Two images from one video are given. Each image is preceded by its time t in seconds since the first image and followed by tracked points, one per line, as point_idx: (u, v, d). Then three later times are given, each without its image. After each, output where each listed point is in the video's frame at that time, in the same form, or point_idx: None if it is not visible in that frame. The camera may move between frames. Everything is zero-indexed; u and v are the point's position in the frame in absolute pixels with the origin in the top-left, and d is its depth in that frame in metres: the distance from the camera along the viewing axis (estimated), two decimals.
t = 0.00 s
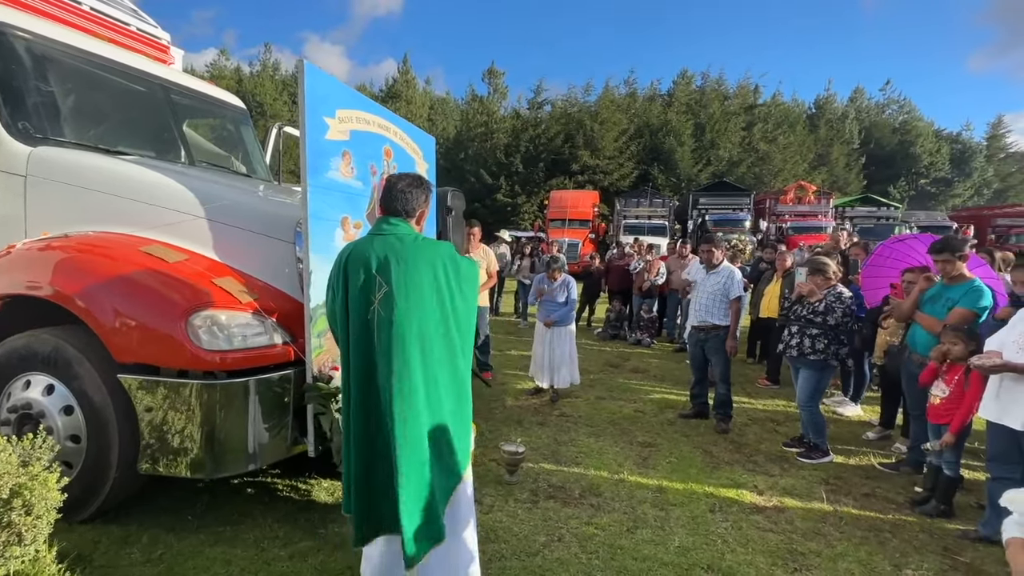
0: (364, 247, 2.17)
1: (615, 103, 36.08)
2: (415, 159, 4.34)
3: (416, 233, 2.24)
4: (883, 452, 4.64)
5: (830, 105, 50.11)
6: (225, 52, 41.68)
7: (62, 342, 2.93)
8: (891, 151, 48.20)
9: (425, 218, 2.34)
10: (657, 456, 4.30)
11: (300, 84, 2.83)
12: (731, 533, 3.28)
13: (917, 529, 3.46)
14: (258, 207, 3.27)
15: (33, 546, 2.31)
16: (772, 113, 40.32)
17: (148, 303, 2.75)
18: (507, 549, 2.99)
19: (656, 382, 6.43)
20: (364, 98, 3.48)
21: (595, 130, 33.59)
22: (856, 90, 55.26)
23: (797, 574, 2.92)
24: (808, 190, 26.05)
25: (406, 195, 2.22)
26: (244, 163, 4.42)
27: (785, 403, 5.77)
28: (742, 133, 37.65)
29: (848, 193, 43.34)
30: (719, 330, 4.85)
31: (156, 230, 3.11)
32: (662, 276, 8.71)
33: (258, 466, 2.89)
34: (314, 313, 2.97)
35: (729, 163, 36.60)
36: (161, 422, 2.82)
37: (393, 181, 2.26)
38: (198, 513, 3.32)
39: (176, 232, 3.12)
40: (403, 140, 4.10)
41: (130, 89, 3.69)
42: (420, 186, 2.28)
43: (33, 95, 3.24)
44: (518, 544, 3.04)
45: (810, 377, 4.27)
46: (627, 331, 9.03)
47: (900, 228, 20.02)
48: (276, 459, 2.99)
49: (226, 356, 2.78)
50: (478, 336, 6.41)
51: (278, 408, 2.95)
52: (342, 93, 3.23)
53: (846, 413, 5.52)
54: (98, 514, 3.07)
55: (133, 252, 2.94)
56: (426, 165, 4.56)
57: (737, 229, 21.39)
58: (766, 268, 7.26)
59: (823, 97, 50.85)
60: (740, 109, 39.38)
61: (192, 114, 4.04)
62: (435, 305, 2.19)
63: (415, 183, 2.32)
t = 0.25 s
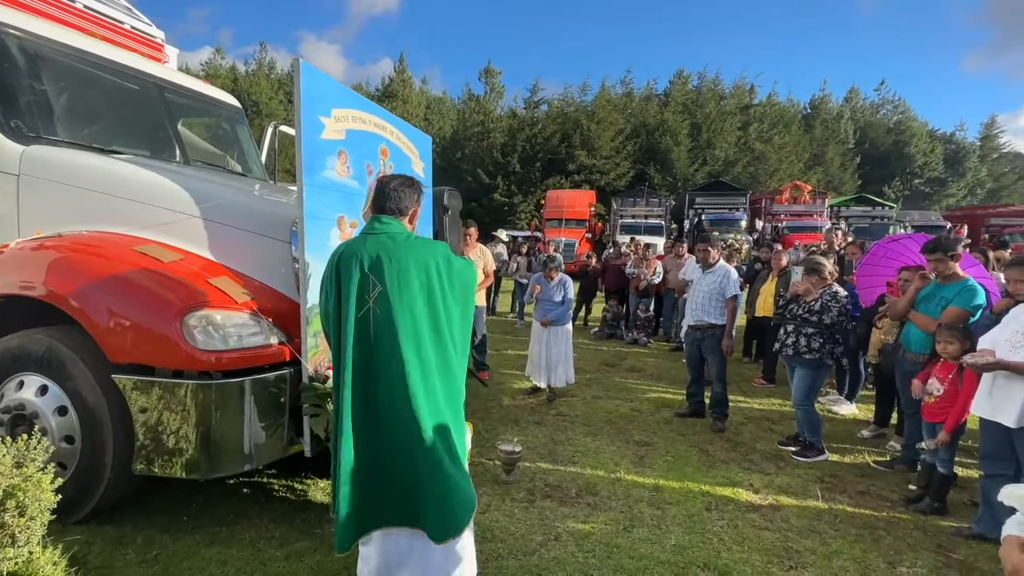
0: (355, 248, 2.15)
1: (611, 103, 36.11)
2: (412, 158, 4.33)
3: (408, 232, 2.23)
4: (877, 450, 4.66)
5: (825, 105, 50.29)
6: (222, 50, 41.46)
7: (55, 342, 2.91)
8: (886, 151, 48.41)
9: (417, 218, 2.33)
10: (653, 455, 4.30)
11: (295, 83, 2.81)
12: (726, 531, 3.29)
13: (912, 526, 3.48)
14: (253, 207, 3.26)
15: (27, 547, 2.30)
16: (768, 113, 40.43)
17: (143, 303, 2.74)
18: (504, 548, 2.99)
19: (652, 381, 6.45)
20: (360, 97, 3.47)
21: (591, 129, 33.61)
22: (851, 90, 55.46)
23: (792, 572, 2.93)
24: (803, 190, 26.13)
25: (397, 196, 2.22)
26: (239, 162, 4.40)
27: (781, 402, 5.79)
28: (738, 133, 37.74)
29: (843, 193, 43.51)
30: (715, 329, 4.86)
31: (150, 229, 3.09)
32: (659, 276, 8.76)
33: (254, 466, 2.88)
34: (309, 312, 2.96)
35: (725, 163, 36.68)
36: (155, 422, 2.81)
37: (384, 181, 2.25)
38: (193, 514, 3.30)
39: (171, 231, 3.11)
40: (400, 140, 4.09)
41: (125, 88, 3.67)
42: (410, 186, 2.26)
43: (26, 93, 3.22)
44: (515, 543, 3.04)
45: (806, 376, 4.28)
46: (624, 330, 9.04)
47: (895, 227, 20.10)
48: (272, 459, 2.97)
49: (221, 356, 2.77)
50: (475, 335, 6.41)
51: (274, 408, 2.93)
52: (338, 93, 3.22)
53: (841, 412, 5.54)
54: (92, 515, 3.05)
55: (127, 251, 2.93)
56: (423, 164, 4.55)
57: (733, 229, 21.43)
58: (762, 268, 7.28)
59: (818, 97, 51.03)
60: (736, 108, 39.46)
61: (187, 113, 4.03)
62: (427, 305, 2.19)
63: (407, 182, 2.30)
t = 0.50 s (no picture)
0: (344, 247, 2.14)
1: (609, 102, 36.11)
2: (409, 157, 4.32)
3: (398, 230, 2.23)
4: (874, 448, 4.67)
5: (822, 105, 50.38)
6: (218, 49, 41.33)
7: (50, 342, 2.90)
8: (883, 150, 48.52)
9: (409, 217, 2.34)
10: (651, 454, 4.30)
11: (291, 82, 2.80)
12: (724, 530, 3.29)
13: (909, 525, 3.48)
14: (249, 206, 3.24)
15: (22, 549, 2.28)
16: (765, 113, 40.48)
17: (139, 303, 2.72)
18: (502, 548, 2.98)
19: (650, 380, 6.45)
20: (356, 96, 3.45)
21: (588, 128, 33.59)
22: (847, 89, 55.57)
23: (789, 570, 2.93)
24: (800, 189, 26.18)
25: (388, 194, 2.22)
26: (235, 161, 4.38)
27: (778, 401, 5.80)
28: (736, 132, 37.78)
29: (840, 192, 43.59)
30: (713, 328, 4.86)
31: (146, 229, 3.08)
32: (656, 275, 8.76)
33: (251, 466, 2.87)
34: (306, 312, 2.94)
35: (723, 162, 36.72)
36: (151, 422, 2.79)
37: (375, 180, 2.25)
38: (190, 514, 3.29)
39: (167, 231, 3.09)
40: (397, 139, 4.09)
41: (120, 86, 3.65)
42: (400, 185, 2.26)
43: (20, 92, 3.20)
44: (513, 543, 3.03)
45: (803, 375, 4.28)
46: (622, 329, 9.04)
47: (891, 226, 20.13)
48: (269, 460, 2.96)
49: (218, 356, 2.76)
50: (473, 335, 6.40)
51: (271, 408, 2.92)
52: (334, 92, 3.20)
53: (838, 410, 5.55)
54: (88, 515, 3.04)
55: (123, 251, 2.91)
56: (420, 163, 4.53)
57: (731, 228, 21.45)
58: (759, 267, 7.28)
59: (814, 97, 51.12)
60: (733, 108, 39.50)
61: (183, 111, 4.01)
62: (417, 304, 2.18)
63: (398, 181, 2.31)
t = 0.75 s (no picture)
0: (335, 244, 2.25)
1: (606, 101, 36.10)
2: (407, 156, 4.31)
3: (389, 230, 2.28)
4: (871, 446, 4.68)
5: (819, 104, 50.46)
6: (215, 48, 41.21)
7: (45, 343, 2.88)
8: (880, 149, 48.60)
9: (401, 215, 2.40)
10: (649, 453, 4.30)
11: (287, 80, 2.79)
12: (722, 528, 3.29)
13: (906, 523, 3.49)
14: (246, 206, 3.23)
15: (17, 549, 2.27)
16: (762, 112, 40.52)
17: (135, 303, 2.71)
18: (500, 547, 2.98)
19: (648, 379, 6.45)
20: (354, 95, 3.44)
21: (586, 127, 33.56)
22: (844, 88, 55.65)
23: (787, 569, 2.93)
24: (798, 188, 26.21)
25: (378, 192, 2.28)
26: (232, 160, 4.37)
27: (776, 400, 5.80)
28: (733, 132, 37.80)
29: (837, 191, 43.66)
30: (711, 326, 4.86)
31: (142, 228, 3.06)
32: (653, 274, 8.75)
33: (248, 467, 2.85)
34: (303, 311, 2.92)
35: (720, 161, 36.74)
36: (147, 422, 2.78)
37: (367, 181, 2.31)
38: (187, 514, 3.28)
39: (164, 230, 3.08)
40: (394, 138, 4.08)
41: (116, 85, 3.64)
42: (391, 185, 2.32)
43: (15, 91, 3.18)
44: (511, 542, 3.02)
45: (801, 373, 4.28)
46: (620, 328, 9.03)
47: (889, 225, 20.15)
48: (265, 460, 2.95)
49: (214, 355, 2.74)
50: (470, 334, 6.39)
51: (267, 408, 2.91)
52: (331, 90, 3.19)
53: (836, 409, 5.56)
54: (84, 516, 3.02)
55: (118, 251, 2.90)
56: (419, 163, 4.52)
57: (729, 227, 21.45)
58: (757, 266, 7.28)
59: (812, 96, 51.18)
60: (731, 107, 39.51)
61: (179, 110, 3.99)
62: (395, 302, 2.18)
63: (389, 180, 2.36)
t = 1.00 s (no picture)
0: (329, 240, 2.25)
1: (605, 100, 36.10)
2: (406, 155, 4.31)
3: (380, 230, 2.26)
4: (869, 445, 4.69)
5: (818, 103, 50.49)
6: (213, 47, 41.15)
7: (43, 343, 2.87)
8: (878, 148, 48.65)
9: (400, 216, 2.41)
10: (648, 451, 4.31)
11: (285, 79, 2.78)
12: (721, 527, 3.29)
13: (904, 521, 3.49)
14: (244, 205, 3.22)
15: (15, 550, 2.26)
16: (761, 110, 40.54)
17: (132, 302, 2.70)
18: (498, 546, 2.97)
19: (647, 378, 6.45)
20: (352, 94, 3.44)
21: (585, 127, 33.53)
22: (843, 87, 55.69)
23: (785, 567, 2.93)
24: (797, 187, 26.23)
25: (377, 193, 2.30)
26: (230, 159, 4.35)
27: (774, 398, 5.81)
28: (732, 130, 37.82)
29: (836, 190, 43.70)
30: (710, 325, 4.86)
31: (139, 228, 3.05)
32: (652, 274, 8.72)
33: (246, 466, 2.84)
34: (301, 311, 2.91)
35: (719, 160, 36.76)
36: (145, 422, 2.77)
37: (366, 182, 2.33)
38: (185, 515, 3.27)
39: (161, 229, 3.07)
40: (392, 137, 4.07)
41: (113, 84, 3.63)
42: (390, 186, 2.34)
43: (11, 89, 3.16)
44: (510, 541, 3.02)
45: (799, 372, 4.29)
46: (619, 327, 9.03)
47: (887, 224, 20.18)
48: (263, 460, 2.94)
49: (212, 355, 2.74)
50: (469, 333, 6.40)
51: (265, 407, 2.90)
52: (329, 89, 3.19)
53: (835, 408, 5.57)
54: (81, 516, 3.02)
55: (116, 250, 2.89)
56: (418, 162, 4.52)
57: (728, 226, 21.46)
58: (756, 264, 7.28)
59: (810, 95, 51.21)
60: (729, 105, 39.52)
61: (176, 109, 3.98)
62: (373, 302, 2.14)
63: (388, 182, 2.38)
